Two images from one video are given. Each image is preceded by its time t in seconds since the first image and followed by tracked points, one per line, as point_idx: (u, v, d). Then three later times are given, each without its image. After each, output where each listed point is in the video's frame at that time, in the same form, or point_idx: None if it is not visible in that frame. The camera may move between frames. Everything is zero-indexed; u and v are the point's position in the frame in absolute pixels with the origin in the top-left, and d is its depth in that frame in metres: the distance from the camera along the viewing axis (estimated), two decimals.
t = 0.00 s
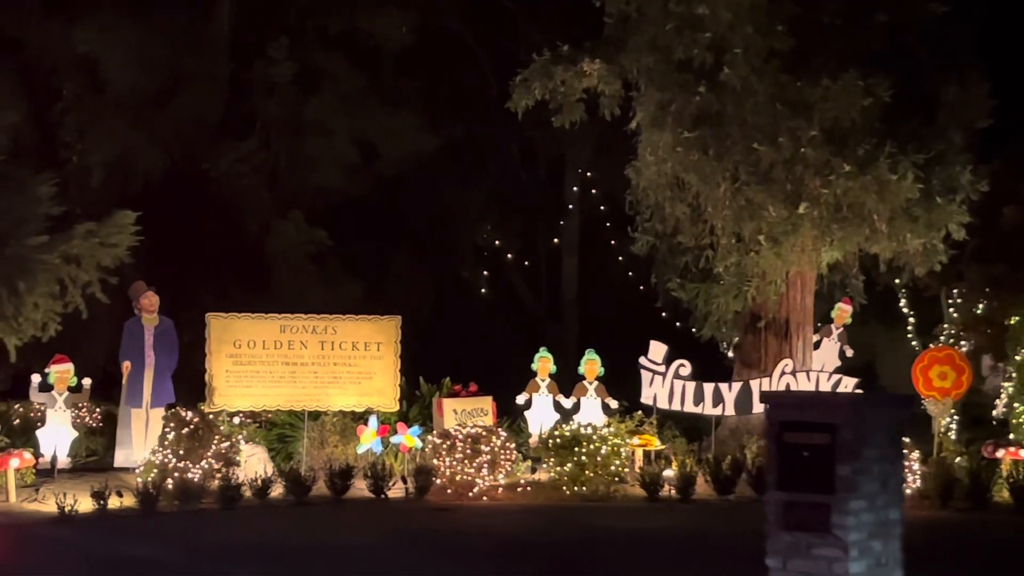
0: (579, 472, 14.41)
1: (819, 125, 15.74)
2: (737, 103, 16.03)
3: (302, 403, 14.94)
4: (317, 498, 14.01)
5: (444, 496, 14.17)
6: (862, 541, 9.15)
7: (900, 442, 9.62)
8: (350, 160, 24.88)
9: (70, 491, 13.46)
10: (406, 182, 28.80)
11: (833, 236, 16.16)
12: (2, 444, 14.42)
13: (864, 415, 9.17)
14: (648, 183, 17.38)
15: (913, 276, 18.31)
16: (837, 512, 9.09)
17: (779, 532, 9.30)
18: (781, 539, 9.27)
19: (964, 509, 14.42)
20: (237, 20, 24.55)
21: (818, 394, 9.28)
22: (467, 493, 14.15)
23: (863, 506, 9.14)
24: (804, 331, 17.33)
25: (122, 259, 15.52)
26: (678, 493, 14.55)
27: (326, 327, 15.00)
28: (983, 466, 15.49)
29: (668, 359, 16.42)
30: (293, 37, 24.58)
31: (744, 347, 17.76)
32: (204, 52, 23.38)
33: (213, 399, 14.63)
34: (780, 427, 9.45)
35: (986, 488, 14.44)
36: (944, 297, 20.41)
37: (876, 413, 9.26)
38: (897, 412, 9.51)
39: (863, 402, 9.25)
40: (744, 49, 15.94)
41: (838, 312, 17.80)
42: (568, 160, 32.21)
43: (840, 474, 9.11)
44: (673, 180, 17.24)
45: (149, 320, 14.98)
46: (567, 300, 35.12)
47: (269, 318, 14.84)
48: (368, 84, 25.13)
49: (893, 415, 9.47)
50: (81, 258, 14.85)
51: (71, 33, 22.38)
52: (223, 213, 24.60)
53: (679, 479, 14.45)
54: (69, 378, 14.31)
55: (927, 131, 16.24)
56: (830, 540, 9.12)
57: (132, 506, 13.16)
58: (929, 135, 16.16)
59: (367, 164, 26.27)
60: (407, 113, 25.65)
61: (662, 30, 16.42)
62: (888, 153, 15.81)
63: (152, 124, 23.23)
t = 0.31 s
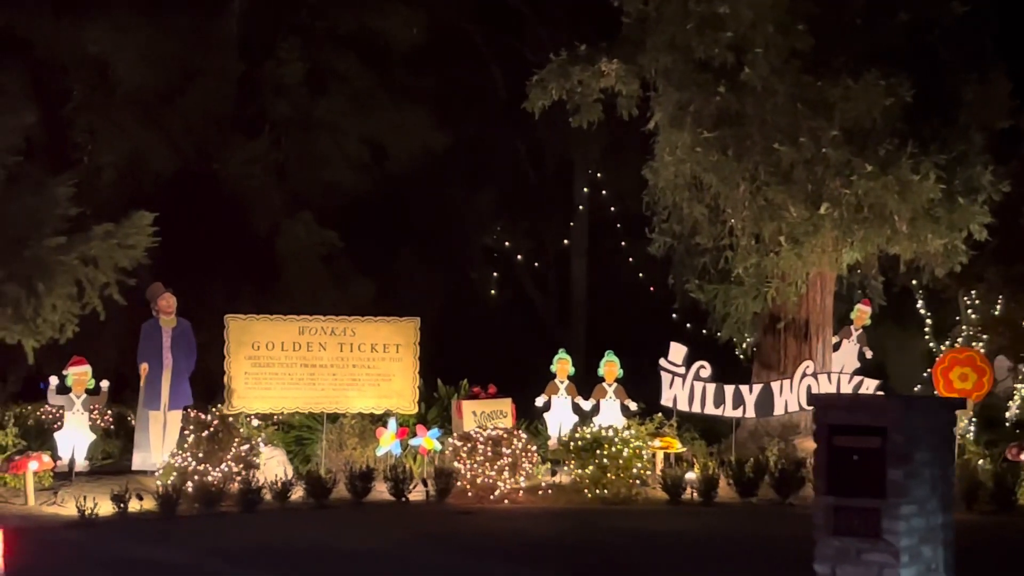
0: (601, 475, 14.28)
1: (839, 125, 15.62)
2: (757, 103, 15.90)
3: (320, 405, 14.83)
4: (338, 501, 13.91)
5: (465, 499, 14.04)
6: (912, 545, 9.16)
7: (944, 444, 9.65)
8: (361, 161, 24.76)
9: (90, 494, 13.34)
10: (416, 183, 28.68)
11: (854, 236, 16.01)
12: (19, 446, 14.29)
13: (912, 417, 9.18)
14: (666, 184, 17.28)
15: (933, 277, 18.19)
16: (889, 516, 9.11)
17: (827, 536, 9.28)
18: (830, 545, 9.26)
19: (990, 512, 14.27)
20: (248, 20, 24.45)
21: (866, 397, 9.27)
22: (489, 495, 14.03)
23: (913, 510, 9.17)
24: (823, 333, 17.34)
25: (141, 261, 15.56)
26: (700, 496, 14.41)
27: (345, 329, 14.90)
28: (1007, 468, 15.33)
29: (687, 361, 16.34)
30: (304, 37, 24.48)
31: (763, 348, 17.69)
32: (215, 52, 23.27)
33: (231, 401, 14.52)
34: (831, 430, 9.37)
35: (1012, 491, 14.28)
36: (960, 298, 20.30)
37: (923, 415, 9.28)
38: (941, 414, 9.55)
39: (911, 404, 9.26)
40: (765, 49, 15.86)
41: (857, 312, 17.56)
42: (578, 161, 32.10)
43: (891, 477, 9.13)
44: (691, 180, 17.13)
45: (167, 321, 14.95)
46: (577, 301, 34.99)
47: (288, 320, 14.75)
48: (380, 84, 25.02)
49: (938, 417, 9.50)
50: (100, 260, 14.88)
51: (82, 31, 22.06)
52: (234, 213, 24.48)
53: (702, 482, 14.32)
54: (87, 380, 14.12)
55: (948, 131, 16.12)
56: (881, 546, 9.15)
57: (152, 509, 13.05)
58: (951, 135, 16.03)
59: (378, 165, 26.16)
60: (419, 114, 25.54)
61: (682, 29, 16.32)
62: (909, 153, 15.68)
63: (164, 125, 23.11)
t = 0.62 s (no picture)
0: (623, 480, 14.16)
1: (861, 128, 15.42)
2: (778, 105, 15.73)
3: (340, 409, 14.70)
4: (358, 506, 13.80)
5: (486, 504, 13.94)
6: (968, 553, 9.32)
7: (1002, 449, 9.73)
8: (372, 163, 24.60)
9: (110, 499, 13.24)
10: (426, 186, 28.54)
11: (877, 239, 15.85)
12: (37, 451, 14.18)
13: (970, 425, 9.31)
14: (685, 187, 17.18)
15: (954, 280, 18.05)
16: (945, 523, 9.27)
17: (882, 543, 9.46)
18: (885, 552, 9.44)
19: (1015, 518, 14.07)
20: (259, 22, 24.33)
21: (923, 405, 9.38)
22: (510, 501, 13.91)
23: (969, 518, 9.33)
24: (844, 337, 17.13)
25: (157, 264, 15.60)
26: (723, 501, 14.27)
27: (364, 333, 14.77)
28: None
29: (708, 365, 16.12)
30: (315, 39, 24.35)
31: (783, 352, 17.57)
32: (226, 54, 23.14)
33: (249, 405, 14.32)
34: (885, 437, 9.49)
35: None
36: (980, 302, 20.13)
37: (981, 423, 9.39)
38: (1000, 419, 9.64)
39: (970, 411, 9.38)
40: (787, 50, 15.73)
41: (877, 316, 17.58)
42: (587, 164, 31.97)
43: (947, 485, 9.28)
44: (711, 183, 17.03)
45: (184, 325, 14.80)
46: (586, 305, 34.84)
47: (307, 323, 14.60)
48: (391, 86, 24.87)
49: (996, 423, 9.60)
50: (118, 262, 14.89)
51: (92, 35, 21.87)
52: (245, 216, 24.30)
53: (725, 487, 14.17)
54: (105, 384, 14.01)
55: (971, 134, 15.95)
56: (937, 555, 9.32)
57: (172, 514, 12.96)
58: (973, 138, 15.90)
59: (390, 168, 26.01)
60: (430, 116, 25.39)
61: (702, 30, 16.25)
62: (932, 156, 15.50)
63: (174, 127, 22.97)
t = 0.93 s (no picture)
0: (647, 486, 14.06)
1: (884, 130, 15.42)
2: (801, 108, 15.60)
3: (360, 414, 14.57)
4: (380, 512, 13.67)
5: (509, 510, 13.82)
6: None
7: None
8: (385, 166, 24.47)
9: (131, 505, 13.13)
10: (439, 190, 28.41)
11: (899, 242, 15.65)
12: (56, 456, 14.06)
13: None
14: (705, 190, 17.00)
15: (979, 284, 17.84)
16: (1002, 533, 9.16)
17: (936, 547, 9.35)
18: (940, 561, 9.31)
19: None
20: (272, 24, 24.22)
21: (981, 411, 9.17)
22: (534, 507, 13.79)
23: None
24: (866, 342, 17.08)
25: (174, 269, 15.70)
26: (749, 506, 14.13)
27: (384, 337, 14.63)
28: None
29: (730, 369, 16.02)
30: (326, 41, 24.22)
31: (805, 356, 17.44)
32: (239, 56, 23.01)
33: (270, 410, 14.27)
34: (939, 442, 9.27)
35: None
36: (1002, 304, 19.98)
37: None
38: None
39: None
40: (811, 52, 15.64)
41: (898, 321, 17.46)
42: (599, 168, 31.81)
43: (1003, 493, 9.13)
44: (731, 187, 16.86)
45: (204, 329, 14.66)
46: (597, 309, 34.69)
47: (327, 327, 14.47)
48: (402, 88, 24.73)
49: None
50: (138, 266, 15.00)
51: (105, 37, 21.60)
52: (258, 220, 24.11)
53: (750, 493, 14.03)
54: (125, 389, 13.95)
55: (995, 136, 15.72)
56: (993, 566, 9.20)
57: (194, 520, 12.83)
58: (998, 139, 15.63)
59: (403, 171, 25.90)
60: (442, 118, 25.26)
61: (724, 32, 16.09)
62: (957, 159, 15.29)
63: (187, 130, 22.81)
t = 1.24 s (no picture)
0: (672, 493, 13.92)
1: (910, 134, 15.35)
2: (825, 112, 15.52)
3: (381, 421, 14.43)
4: (405, 519, 13.58)
5: (533, 518, 13.67)
6: None
7: None
8: (399, 171, 24.33)
9: (153, 514, 13.03)
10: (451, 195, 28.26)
11: (924, 248, 15.32)
12: (78, 463, 13.96)
13: None
14: (726, 195, 16.79)
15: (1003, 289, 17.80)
16: None
17: None
18: None
19: None
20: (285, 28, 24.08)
21: None
22: (559, 514, 13.70)
23: None
24: (889, 349, 17.06)
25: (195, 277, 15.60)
26: (775, 515, 13.99)
27: (405, 343, 14.46)
28: None
29: (754, 375, 15.79)
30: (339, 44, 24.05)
31: (827, 363, 17.34)
32: (253, 61, 22.86)
33: (292, 416, 14.10)
34: (992, 445, 6.89)
35: None
36: None
37: None
38: None
39: None
40: (836, 56, 15.56)
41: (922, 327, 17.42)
42: (611, 173, 31.65)
43: None
44: (753, 192, 16.68)
45: (225, 335, 14.53)
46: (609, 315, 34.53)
47: (349, 333, 14.35)
48: (416, 92, 24.58)
49: None
50: (161, 272, 14.93)
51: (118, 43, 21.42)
52: (271, 224, 23.97)
53: (776, 501, 13.89)
54: (146, 395, 13.82)
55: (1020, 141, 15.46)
56: None
57: (218, 527, 12.72)
58: None
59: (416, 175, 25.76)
60: (456, 122, 25.11)
61: (748, 36, 15.98)
62: (984, 164, 15.12)
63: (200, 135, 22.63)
